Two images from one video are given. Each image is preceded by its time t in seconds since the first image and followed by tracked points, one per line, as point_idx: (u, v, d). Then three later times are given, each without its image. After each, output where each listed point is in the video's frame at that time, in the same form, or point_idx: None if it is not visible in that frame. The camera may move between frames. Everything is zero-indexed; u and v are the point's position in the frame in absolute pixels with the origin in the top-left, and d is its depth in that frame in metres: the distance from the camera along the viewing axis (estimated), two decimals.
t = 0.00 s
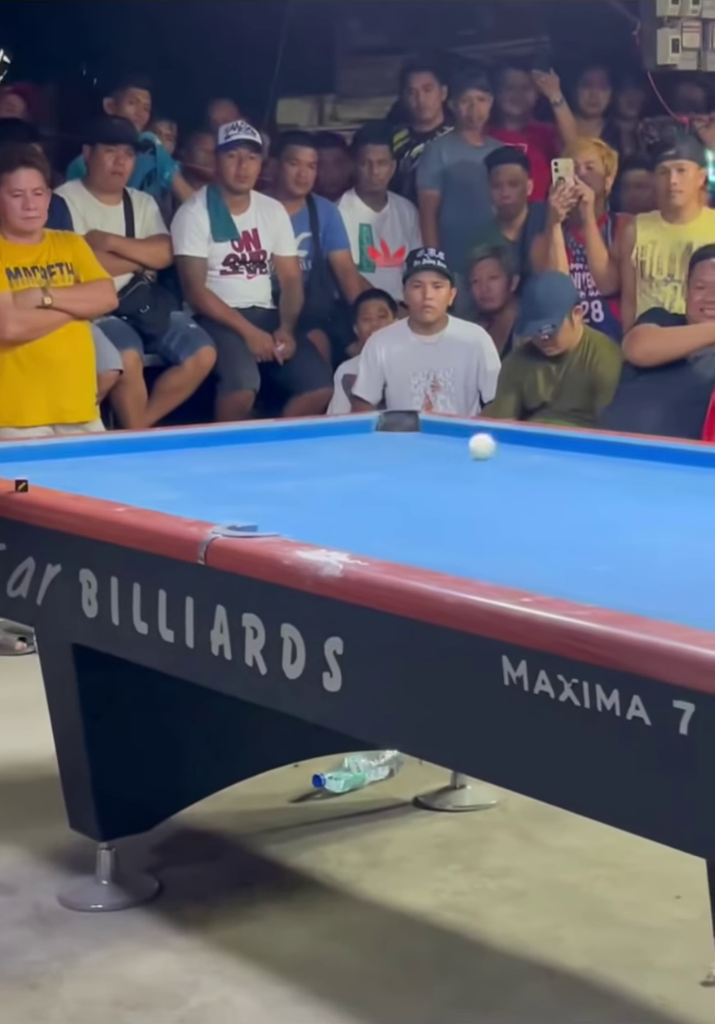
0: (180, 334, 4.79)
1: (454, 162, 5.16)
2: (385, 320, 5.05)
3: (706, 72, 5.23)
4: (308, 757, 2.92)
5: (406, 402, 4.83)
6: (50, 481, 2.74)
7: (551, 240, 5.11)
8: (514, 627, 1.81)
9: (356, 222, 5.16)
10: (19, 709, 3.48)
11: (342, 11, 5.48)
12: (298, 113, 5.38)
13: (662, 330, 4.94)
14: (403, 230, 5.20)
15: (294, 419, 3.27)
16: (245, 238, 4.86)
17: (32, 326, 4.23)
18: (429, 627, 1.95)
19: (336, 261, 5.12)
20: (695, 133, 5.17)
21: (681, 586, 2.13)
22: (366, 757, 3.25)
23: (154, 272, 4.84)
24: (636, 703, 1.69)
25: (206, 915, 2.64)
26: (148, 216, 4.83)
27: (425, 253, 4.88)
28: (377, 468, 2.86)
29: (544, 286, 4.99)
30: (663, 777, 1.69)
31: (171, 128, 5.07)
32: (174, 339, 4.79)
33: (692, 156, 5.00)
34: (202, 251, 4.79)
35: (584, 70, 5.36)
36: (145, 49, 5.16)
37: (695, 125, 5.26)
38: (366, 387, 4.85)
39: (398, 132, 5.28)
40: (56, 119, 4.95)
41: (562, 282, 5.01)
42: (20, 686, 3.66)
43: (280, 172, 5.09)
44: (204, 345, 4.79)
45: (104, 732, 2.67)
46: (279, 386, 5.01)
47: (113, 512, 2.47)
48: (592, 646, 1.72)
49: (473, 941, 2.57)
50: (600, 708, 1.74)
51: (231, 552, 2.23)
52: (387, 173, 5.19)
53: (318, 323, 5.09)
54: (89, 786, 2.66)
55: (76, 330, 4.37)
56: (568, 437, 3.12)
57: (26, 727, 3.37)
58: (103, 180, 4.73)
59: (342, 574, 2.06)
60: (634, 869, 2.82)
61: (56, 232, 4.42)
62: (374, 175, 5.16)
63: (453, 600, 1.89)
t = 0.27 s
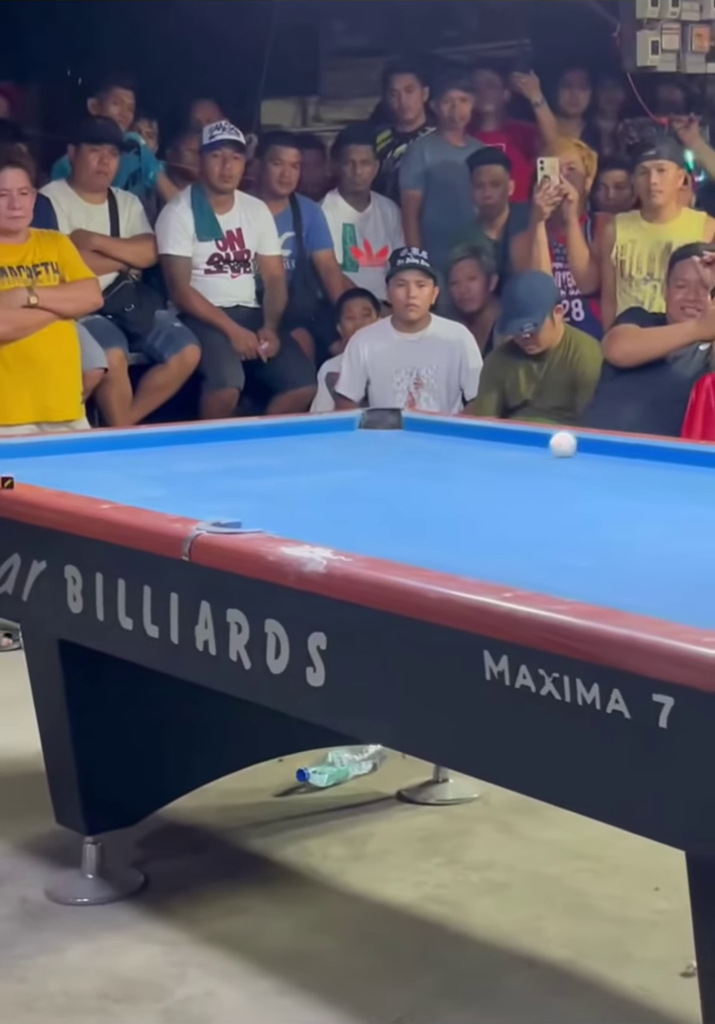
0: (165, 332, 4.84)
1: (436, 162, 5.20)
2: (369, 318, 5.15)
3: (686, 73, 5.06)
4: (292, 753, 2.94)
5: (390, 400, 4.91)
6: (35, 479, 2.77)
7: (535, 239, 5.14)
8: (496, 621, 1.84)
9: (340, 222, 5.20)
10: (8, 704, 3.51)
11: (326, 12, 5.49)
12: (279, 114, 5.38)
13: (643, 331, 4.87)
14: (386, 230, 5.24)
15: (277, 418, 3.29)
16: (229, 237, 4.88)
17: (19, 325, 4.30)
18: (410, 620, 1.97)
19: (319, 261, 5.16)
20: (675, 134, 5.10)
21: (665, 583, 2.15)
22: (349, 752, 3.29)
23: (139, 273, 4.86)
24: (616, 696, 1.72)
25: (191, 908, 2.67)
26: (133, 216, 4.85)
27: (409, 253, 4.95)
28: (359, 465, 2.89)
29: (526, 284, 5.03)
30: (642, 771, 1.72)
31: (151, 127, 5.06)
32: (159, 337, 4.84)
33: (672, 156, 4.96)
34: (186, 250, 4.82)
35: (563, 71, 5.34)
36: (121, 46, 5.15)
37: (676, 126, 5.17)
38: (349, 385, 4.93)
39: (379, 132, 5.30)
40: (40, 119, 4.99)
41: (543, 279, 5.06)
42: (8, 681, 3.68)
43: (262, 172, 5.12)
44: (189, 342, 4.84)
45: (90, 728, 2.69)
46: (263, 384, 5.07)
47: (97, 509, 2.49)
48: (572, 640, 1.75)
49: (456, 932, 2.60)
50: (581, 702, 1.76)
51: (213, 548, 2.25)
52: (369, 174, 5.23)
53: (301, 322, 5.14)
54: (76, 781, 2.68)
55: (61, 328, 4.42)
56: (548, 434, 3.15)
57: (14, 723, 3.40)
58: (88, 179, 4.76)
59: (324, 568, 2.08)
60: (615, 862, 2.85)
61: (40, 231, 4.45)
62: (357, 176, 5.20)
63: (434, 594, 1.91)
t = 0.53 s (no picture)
0: (150, 329, 4.85)
1: (422, 159, 5.24)
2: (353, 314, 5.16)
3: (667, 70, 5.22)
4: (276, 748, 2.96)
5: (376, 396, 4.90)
6: (20, 476, 2.76)
7: (523, 233, 5.19)
8: (481, 616, 1.83)
9: (325, 220, 5.23)
10: None
11: (315, 9, 5.32)
12: (266, 110, 5.21)
13: (628, 328, 4.94)
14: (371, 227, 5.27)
15: (261, 416, 3.30)
16: (215, 235, 4.91)
17: (5, 322, 4.32)
18: (394, 616, 1.97)
19: (304, 257, 5.17)
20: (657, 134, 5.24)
21: (651, 583, 2.13)
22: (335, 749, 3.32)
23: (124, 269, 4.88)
24: (600, 692, 1.72)
25: (177, 905, 2.67)
26: (118, 213, 4.86)
27: (395, 251, 4.97)
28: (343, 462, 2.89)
29: (509, 283, 5.07)
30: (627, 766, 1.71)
31: (137, 124, 4.99)
32: (145, 334, 4.85)
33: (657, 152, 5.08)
34: (172, 247, 4.85)
35: (548, 66, 5.37)
36: (108, 47, 4.96)
37: (659, 123, 5.32)
38: (335, 381, 4.93)
39: (365, 126, 5.29)
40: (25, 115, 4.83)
41: (528, 276, 5.08)
42: None
43: (248, 169, 5.10)
44: (174, 339, 4.85)
45: (77, 725, 2.70)
46: (249, 381, 5.06)
47: (82, 505, 2.49)
48: (555, 636, 1.74)
49: (441, 927, 2.61)
50: (565, 697, 1.76)
51: (198, 544, 2.25)
52: (355, 171, 5.25)
53: (287, 319, 5.14)
54: (63, 778, 2.68)
55: (47, 326, 4.44)
56: (532, 431, 3.16)
57: None
58: (73, 177, 4.76)
59: (309, 564, 2.08)
60: (599, 857, 2.86)
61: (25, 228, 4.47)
62: (342, 172, 5.23)
63: (418, 591, 1.91)
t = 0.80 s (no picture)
0: (139, 327, 4.85)
1: (410, 158, 5.24)
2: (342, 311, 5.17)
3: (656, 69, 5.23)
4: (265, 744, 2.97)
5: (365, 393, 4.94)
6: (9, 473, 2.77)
7: (513, 229, 5.18)
8: (471, 612, 1.84)
9: (313, 218, 5.23)
10: None
11: (300, 9, 5.44)
12: (254, 110, 5.30)
13: (615, 326, 4.96)
14: (359, 226, 5.28)
15: (250, 413, 3.31)
16: (203, 232, 4.92)
17: None
18: (381, 612, 1.98)
19: (291, 255, 5.17)
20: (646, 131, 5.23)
21: (638, 580, 2.14)
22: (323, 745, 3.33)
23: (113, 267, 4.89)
24: (587, 687, 1.72)
25: (166, 900, 2.68)
26: (107, 210, 4.86)
27: (383, 251, 5.00)
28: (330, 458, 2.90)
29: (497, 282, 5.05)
30: (612, 762, 1.72)
31: (125, 122, 5.04)
32: (134, 331, 4.85)
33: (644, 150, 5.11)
34: (160, 245, 4.85)
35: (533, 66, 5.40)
36: (97, 46, 5.07)
37: (646, 119, 5.31)
38: (323, 379, 4.96)
39: (353, 126, 5.32)
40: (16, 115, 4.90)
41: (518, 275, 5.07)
42: None
43: (236, 168, 5.10)
44: (163, 336, 4.86)
45: (66, 720, 2.71)
46: (238, 378, 5.07)
47: (71, 502, 2.50)
48: (544, 632, 1.75)
49: (429, 922, 2.62)
50: (552, 692, 1.77)
51: (187, 541, 2.26)
52: (342, 169, 5.27)
53: (275, 316, 5.15)
54: (51, 774, 2.69)
55: (37, 324, 4.45)
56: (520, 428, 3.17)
57: None
58: (62, 175, 4.74)
59: (296, 560, 2.09)
60: (587, 851, 2.87)
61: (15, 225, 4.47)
62: (330, 170, 5.23)
63: (406, 587, 1.92)
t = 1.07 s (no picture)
0: (128, 322, 4.83)
1: (400, 155, 5.22)
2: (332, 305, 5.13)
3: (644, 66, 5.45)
4: (255, 740, 2.97)
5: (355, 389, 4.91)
6: None
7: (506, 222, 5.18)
8: (461, 607, 1.84)
9: (302, 214, 5.19)
10: None
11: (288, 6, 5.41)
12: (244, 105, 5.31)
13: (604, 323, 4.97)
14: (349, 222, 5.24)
15: (240, 409, 3.31)
16: (193, 229, 4.91)
17: None
18: (370, 608, 1.98)
19: (281, 251, 5.15)
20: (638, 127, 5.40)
21: (627, 575, 2.14)
22: (313, 741, 3.34)
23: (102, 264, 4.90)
24: (576, 683, 1.72)
25: (156, 897, 2.68)
26: (96, 206, 4.85)
27: (373, 246, 4.94)
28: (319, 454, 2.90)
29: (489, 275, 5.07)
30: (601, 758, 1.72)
31: (115, 118, 5.03)
32: (123, 327, 4.83)
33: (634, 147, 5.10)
34: (150, 241, 4.85)
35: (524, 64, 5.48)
36: (86, 44, 5.06)
37: (635, 118, 5.53)
38: (313, 374, 4.93)
39: (342, 124, 5.31)
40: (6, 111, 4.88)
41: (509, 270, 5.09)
42: None
43: (225, 163, 5.06)
44: (152, 332, 4.83)
45: (55, 716, 2.70)
46: (227, 375, 5.05)
47: (60, 498, 2.50)
48: (533, 628, 1.75)
49: (419, 919, 2.62)
50: (542, 687, 1.77)
51: (176, 538, 2.25)
52: (332, 165, 5.23)
53: (264, 313, 5.16)
54: (39, 770, 2.69)
55: (26, 319, 4.45)
56: (510, 425, 3.17)
57: None
58: (50, 171, 4.72)
59: (285, 555, 2.09)
60: (576, 847, 2.87)
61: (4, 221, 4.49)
62: (319, 167, 5.20)
63: (396, 582, 1.92)
